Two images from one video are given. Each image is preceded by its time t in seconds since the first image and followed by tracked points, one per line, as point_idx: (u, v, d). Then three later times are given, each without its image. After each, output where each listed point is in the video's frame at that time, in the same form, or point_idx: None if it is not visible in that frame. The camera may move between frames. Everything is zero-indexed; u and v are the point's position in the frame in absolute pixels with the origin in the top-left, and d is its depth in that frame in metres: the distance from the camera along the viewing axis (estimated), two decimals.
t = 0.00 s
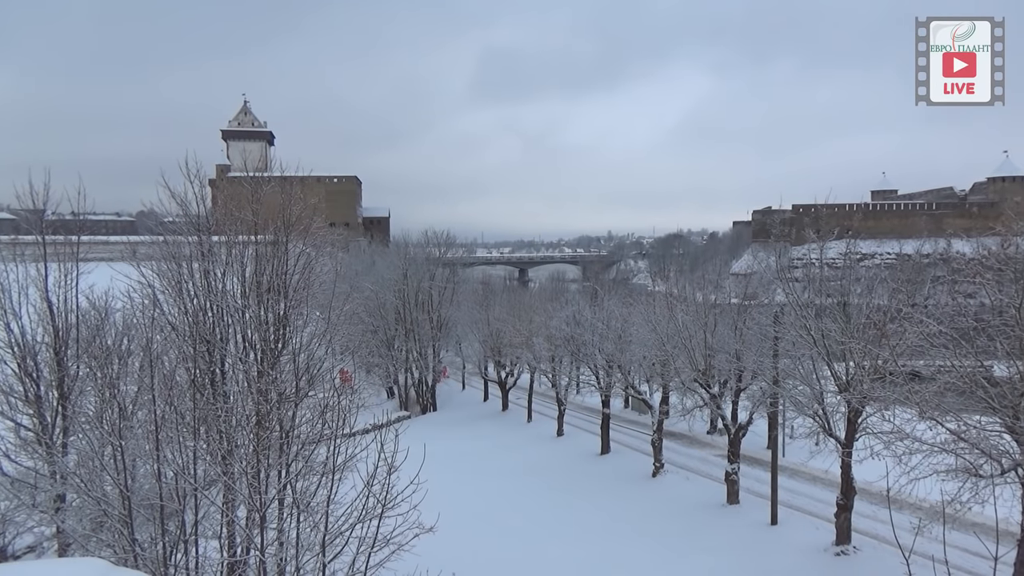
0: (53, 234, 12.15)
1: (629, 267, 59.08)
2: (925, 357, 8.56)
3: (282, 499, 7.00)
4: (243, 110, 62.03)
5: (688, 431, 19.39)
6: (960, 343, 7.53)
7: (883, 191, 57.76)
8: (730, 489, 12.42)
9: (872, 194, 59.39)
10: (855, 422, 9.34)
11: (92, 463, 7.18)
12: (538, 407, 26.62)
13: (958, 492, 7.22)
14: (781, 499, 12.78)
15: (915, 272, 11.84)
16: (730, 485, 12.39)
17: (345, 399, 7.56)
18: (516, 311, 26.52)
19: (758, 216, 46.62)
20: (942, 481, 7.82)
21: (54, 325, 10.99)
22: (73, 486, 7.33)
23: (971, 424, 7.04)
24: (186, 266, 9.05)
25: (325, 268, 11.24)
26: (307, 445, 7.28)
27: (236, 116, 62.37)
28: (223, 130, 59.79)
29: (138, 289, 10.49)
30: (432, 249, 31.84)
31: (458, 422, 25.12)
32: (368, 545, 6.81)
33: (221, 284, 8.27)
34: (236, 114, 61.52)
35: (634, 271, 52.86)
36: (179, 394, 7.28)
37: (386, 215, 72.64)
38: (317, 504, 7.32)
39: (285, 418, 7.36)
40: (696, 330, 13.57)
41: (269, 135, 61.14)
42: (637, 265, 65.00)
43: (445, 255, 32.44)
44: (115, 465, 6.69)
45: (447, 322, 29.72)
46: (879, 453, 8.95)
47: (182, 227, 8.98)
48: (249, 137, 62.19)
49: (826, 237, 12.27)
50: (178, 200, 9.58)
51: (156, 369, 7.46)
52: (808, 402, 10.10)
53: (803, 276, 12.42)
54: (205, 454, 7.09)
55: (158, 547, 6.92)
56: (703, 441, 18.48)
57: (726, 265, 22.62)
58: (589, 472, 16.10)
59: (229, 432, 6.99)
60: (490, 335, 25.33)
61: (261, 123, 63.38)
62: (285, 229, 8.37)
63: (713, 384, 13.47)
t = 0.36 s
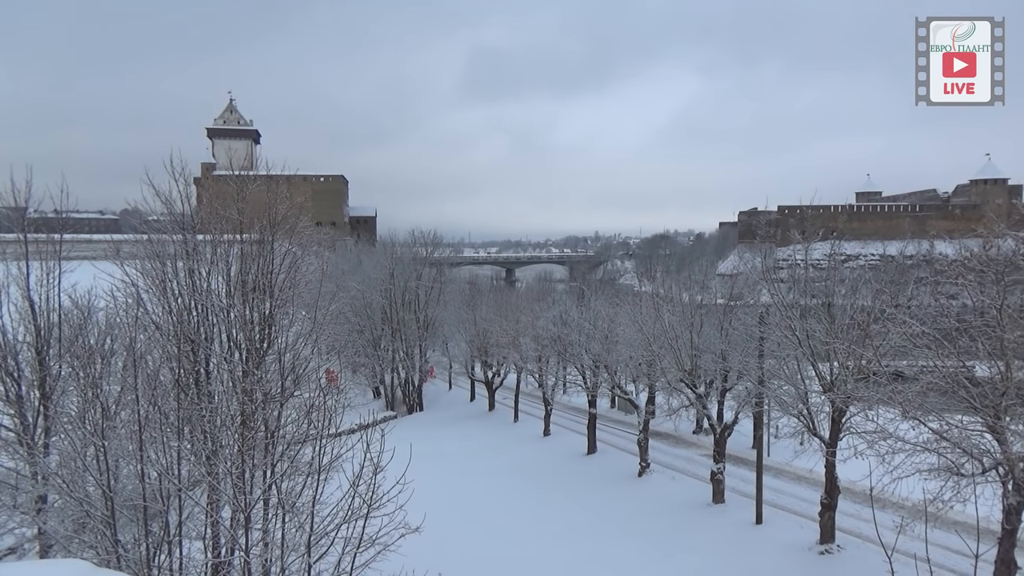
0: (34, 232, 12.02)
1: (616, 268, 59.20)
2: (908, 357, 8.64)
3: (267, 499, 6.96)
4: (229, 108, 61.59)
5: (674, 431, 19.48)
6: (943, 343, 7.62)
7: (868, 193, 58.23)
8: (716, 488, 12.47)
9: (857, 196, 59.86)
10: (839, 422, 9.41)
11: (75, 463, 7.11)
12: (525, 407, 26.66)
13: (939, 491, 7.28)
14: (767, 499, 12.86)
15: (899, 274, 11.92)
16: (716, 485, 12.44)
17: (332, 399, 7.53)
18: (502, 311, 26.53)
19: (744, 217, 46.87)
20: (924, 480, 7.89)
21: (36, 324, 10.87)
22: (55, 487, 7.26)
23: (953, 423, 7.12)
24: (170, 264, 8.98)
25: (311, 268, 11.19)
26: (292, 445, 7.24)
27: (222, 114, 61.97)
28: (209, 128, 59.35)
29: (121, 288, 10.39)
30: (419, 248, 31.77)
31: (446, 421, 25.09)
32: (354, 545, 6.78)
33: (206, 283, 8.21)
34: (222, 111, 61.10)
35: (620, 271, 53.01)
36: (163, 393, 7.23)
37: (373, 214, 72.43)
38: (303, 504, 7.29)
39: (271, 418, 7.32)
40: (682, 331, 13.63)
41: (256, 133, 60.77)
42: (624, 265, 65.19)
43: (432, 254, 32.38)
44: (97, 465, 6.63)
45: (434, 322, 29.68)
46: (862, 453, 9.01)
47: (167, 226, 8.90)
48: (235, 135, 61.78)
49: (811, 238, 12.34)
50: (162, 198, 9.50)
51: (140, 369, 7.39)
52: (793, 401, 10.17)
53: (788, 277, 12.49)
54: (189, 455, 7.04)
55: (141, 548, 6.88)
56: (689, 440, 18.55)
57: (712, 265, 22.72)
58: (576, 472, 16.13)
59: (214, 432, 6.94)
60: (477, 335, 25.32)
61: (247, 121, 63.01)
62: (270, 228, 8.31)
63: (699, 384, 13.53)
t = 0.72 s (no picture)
0: (14, 231, 11.87)
1: (601, 266, 59.37)
2: (891, 354, 8.73)
3: (251, 499, 6.93)
4: (212, 105, 61.12)
5: (659, 429, 19.57)
6: (925, 341, 7.72)
7: (851, 192, 58.76)
8: (702, 485, 12.54)
9: (840, 195, 60.41)
10: (823, 419, 9.49)
11: (56, 464, 7.04)
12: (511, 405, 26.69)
13: (921, 486, 7.35)
14: (752, 495, 12.95)
15: (882, 272, 12.02)
16: (701, 482, 12.51)
17: (317, 398, 7.50)
18: (488, 309, 26.52)
19: (730, 216, 47.08)
20: (906, 476, 7.97)
21: (17, 324, 10.74)
22: (35, 487, 7.18)
23: (934, 420, 7.20)
24: (153, 263, 8.89)
25: (296, 266, 11.15)
26: (277, 445, 7.21)
27: (205, 111, 61.49)
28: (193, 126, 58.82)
29: (104, 287, 10.30)
30: (405, 246, 31.69)
31: (432, 420, 25.06)
32: (340, 545, 6.76)
33: (190, 282, 8.15)
34: (205, 109, 60.62)
35: (605, 269, 53.15)
36: (146, 393, 7.17)
37: (359, 213, 72.19)
38: (288, 503, 7.26)
39: (255, 418, 7.29)
40: (668, 329, 13.69)
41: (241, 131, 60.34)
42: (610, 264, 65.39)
43: (418, 253, 32.31)
44: (79, 465, 6.57)
45: (420, 320, 29.63)
46: (845, 449, 9.09)
47: (150, 224, 8.81)
48: (219, 133, 61.32)
49: (795, 237, 12.41)
50: (145, 196, 9.40)
51: (122, 368, 7.33)
52: (778, 399, 10.25)
53: (773, 275, 12.56)
54: (172, 455, 6.99)
55: (124, 549, 6.82)
56: (674, 438, 18.64)
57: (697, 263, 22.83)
58: (562, 470, 16.16)
59: (198, 432, 6.90)
60: (463, 333, 25.30)
61: (232, 119, 62.58)
62: (255, 227, 8.27)
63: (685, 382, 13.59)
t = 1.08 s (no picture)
0: None
1: (584, 265, 59.47)
2: (871, 352, 8.84)
3: (233, 500, 6.88)
4: (193, 104, 60.65)
5: (642, 427, 19.65)
6: (904, 338, 7.83)
7: (832, 191, 59.20)
8: (685, 483, 12.61)
9: (822, 194, 60.93)
10: (804, 416, 9.56)
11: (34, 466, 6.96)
12: (494, 404, 26.72)
13: (901, 482, 7.44)
14: (735, 492, 13.04)
15: (863, 270, 12.13)
16: (684, 479, 12.58)
17: (299, 398, 7.46)
18: (471, 308, 26.49)
19: (712, 215, 47.37)
20: (886, 472, 8.05)
21: None
22: (13, 490, 7.10)
23: (913, 416, 7.30)
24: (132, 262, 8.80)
25: (277, 265, 11.08)
26: (259, 446, 7.18)
27: (186, 109, 61.00)
28: (174, 124, 58.26)
29: (82, 287, 10.17)
30: (388, 245, 31.60)
31: (416, 420, 25.00)
32: (323, 545, 6.72)
33: (170, 282, 8.07)
34: (186, 107, 60.08)
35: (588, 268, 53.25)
36: (126, 394, 7.11)
37: (341, 212, 71.87)
38: (271, 505, 7.22)
39: (237, 418, 7.24)
40: (651, 327, 13.75)
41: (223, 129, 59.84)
42: (593, 262, 65.58)
43: (402, 252, 32.25)
44: (57, 468, 6.50)
45: (404, 320, 29.54)
46: (826, 446, 9.17)
47: (128, 223, 8.71)
48: (201, 131, 60.80)
49: (776, 235, 12.50)
50: (124, 195, 9.29)
51: (101, 369, 7.25)
52: (759, 396, 10.33)
53: (755, 273, 12.64)
54: (153, 456, 6.93)
55: (103, 551, 6.76)
56: (658, 436, 18.73)
57: (680, 262, 22.95)
58: (546, 469, 16.18)
59: (179, 433, 6.85)
60: (447, 332, 25.26)
61: (213, 117, 62.13)
62: (236, 226, 8.21)
63: (668, 380, 13.66)
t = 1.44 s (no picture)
0: None
1: (564, 266, 59.60)
2: (847, 350, 8.96)
3: (211, 505, 6.81)
4: (170, 105, 60.01)
5: (622, 427, 19.73)
6: (880, 336, 7.95)
7: (809, 192, 59.83)
8: (665, 482, 12.68)
9: (799, 195, 61.59)
10: (782, 414, 9.65)
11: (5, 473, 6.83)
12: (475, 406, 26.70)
13: (877, 479, 7.54)
14: (715, 491, 13.13)
15: (838, 270, 12.29)
16: (665, 479, 12.66)
17: (278, 401, 7.40)
18: (451, 309, 26.44)
19: (690, 216, 47.70)
20: (862, 469, 8.16)
21: None
22: None
23: (889, 414, 7.41)
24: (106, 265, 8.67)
25: (254, 267, 10.99)
26: (237, 449, 7.11)
27: (162, 110, 60.32)
28: (149, 125, 57.56)
29: (53, 290, 10.00)
30: (367, 247, 31.50)
31: (397, 422, 24.91)
32: (303, 550, 6.66)
33: (146, 284, 7.97)
34: (162, 108, 59.40)
35: (568, 269, 53.38)
36: (101, 399, 7.01)
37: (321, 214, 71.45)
38: (249, 509, 7.16)
39: (215, 422, 7.17)
40: (631, 328, 13.82)
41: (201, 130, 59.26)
42: (573, 263, 65.75)
43: (381, 254, 32.15)
44: (29, 475, 6.39)
45: (383, 321, 29.41)
46: (804, 444, 9.27)
47: (103, 225, 8.58)
48: (177, 132, 60.20)
49: (753, 235, 12.62)
50: (97, 197, 9.15)
51: (75, 373, 7.14)
52: (738, 395, 10.42)
53: (732, 274, 12.75)
54: (129, 461, 6.84)
55: (78, 559, 6.65)
56: (638, 436, 18.84)
57: (659, 262, 23.10)
58: (526, 470, 16.20)
59: (155, 438, 6.76)
60: (427, 334, 25.19)
61: (189, 119, 61.54)
62: (214, 228, 8.15)
63: (648, 380, 13.73)
